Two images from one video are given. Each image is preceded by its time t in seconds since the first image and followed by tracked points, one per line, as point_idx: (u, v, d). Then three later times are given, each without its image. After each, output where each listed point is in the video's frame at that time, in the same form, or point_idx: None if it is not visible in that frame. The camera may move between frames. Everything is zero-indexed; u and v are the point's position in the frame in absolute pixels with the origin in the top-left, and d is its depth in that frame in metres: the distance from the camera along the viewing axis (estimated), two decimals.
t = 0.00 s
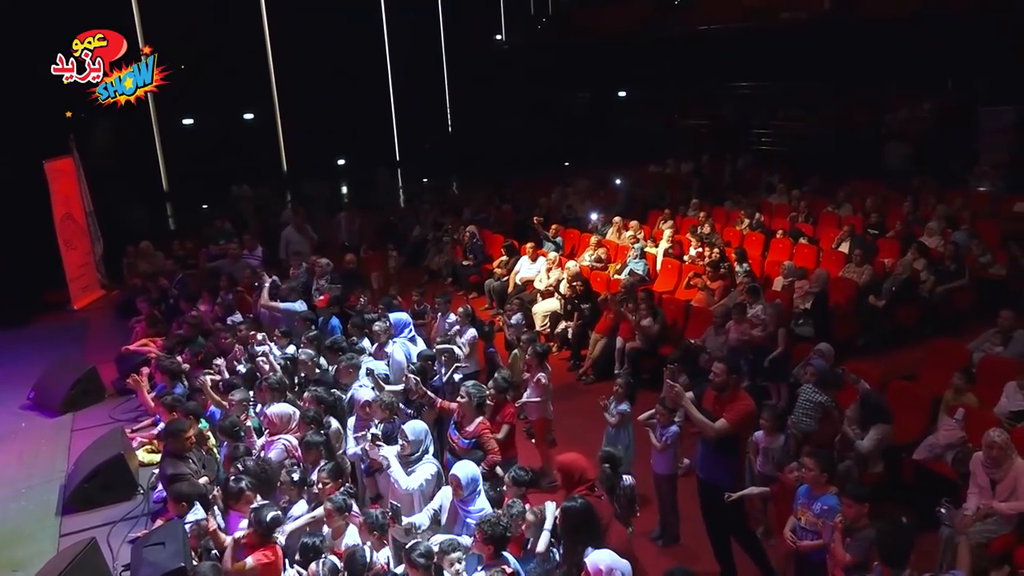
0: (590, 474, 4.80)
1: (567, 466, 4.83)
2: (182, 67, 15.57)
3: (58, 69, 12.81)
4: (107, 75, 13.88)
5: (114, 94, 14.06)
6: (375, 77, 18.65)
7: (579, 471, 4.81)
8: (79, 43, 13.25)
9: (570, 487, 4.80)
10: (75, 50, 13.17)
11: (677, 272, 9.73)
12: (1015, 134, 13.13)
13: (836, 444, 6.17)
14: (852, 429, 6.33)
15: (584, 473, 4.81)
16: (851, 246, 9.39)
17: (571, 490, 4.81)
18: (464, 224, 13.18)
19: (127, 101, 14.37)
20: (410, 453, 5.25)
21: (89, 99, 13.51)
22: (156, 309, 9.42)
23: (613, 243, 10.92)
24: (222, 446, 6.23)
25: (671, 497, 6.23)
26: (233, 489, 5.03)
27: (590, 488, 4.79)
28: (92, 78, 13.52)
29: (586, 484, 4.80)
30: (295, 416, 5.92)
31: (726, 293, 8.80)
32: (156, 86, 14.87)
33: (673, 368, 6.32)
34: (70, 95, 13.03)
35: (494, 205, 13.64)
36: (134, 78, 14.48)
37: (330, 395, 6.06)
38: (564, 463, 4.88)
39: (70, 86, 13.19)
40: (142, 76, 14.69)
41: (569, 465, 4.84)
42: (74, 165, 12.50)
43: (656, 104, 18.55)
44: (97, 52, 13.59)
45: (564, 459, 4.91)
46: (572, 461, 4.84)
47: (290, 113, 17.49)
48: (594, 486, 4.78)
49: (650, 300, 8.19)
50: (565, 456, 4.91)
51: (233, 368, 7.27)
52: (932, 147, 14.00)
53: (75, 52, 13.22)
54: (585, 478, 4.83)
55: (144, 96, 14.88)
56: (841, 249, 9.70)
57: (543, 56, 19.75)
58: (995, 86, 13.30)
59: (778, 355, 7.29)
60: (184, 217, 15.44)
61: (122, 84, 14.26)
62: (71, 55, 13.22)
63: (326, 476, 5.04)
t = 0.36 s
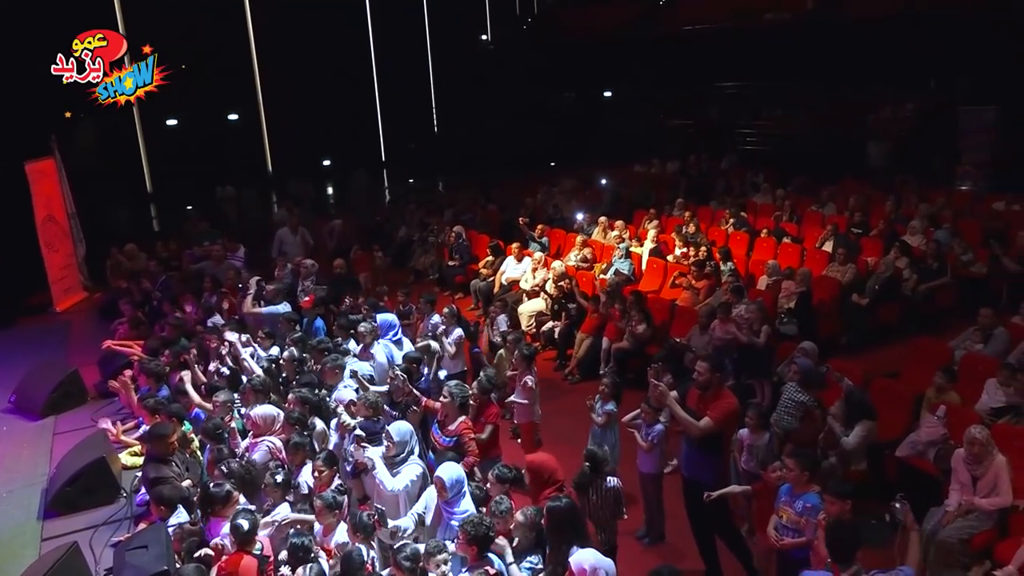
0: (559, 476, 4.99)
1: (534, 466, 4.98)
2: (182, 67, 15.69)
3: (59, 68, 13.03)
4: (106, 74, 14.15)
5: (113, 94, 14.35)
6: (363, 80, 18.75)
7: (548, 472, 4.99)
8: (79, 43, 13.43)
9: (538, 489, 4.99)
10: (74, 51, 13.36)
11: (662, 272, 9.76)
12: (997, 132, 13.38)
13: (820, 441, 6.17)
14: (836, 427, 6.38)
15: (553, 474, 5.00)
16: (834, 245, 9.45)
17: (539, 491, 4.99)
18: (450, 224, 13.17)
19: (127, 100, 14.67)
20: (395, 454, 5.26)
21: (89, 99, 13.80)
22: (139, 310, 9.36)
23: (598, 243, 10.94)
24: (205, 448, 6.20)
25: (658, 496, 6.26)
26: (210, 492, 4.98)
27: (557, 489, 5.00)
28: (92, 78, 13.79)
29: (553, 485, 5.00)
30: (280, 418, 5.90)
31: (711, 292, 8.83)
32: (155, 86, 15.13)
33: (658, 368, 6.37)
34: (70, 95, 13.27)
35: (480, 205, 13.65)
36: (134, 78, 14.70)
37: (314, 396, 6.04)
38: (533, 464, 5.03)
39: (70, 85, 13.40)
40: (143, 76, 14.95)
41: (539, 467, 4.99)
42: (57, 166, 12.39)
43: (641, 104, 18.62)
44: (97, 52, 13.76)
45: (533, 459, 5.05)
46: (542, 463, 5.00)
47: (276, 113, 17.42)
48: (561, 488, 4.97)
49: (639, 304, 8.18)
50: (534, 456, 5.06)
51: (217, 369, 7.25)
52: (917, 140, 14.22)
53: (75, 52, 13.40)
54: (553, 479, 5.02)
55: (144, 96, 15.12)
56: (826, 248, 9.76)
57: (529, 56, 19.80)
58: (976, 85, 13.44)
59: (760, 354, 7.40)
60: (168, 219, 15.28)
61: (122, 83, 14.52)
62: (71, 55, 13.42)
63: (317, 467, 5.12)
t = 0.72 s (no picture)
0: (526, 472, 4.97)
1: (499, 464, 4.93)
2: (183, 66, 15.87)
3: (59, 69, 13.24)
4: (107, 75, 14.39)
5: (113, 94, 14.54)
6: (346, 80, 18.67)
7: (515, 469, 4.96)
8: (79, 43, 13.72)
9: (506, 486, 4.93)
10: (75, 51, 13.63)
11: (647, 273, 9.79)
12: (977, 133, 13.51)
13: (805, 439, 6.36)
14: (821, 427, 6.44)
15: (520, 469, 4.97)
16: (818, 245, 9.52)
17: (508, 488, 4.94)
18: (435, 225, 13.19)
19: (127, 100, 14.90)
20: (379, 456, 5.29)
21: (90, 99, 14.02)
22: (121, 313, 9.30)
23: (583, 244, 10.96)
24: (188, 452, 6.16)
25: (642, 497, 6.27)
26: (201, 493, 4.89)
27: (525, 485, 4.97)
28: (93, 79, 14.06)
29: (521, 481, 4.97)
30: (263, 420, 5.89)
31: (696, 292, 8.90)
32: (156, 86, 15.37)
33: (642, 370, 6.54)
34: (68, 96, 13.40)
35: (466, 207, 13.66)
36: (134, 78, 14.99)
37: (299, 398, 6.02)
38: (499, 462, 4.99)
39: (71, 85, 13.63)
40: (143, 76, 15.19)
41: (506, 464, 4.95)
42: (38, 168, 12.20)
43: (626, 105, 18.70)
44: (97, 52, 14.02)
45: (500, 456, 5.02)
46: (508, 460, 4.97)
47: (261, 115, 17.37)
48: (529, 483, 4.96)
49: (621, 302, 8.14)
50: (501, 454, 5.02)
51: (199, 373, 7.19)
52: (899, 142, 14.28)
53: (75, 52, 13.67)
54: (521, 475, 4.99)
55: (144, 96, 15.36)
56: (810, 249, 9.83)
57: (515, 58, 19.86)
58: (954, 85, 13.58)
59: (745, 354, 7.41)
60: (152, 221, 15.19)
61: (123, 84, 14.76)
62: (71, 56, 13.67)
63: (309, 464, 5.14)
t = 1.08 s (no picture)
0: (494, 465, 5.00)
1: (470, 461, 4.95)
2: (184, 66, 15.90)
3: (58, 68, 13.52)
4: (107, 75, 14.51)
5: (113, 94, 14.68)
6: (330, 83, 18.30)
7: (483, 465, 4.98)
8: (79, 43, 13.96)
9: (476, 483, 4.96)
10: (75, 51, 13.90)
11: (632, 274, 9.82)
12: (962, 135, 13.41)
13: (789, 439, 6.41)
14: (806, 428, 6.48)
15: (488, 464, 5.00)
16: (801, 246, 9.58)
17: (477, 484, 4.98)
18: (422, 226, 13.21)
19: (127, 101, 14.99)
20: (364, 459, 5.27)
21: (89, 99, 14.18)
22: (104, 317, 9.26)
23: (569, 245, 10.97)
24: (172, 456, 6.13)
25: (627, 498, 6.28)
26: (185, 494, 4.88)
27: (494, 479, 5.02)
28: (92, 78, 14.20)
29: (490, 476, 5.01)
30: (247, 424, 5.86)
31: (682, 293, 8.96)
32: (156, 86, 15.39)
33: (629, 371, 6.60)
34: (68, 96, 13.75)
35: (452, 208, 13.67)
36: (134, 78, 15.05)
37: (284, 402, 6.00)
38: (466, 459, 4.99)
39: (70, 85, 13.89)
40: (143, 76, 15.24)
41: (474, 461, 4.95)
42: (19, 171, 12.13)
43: (612, 107, 18.77)
44: (97, 52, 14.22)
45: (466, 454, 5.01)
46: (476, 457, 4.98)
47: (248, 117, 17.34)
48: (498, 475, 5.02)
49: (600, 300, 8.16)
50: (467, 451, 5.02)
51: (183, 377, 7.16)
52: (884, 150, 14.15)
53: (75, 52, 13.94)
54: (489, 469, 5.02)
55: (145, 96, 15.42)
56: (794, 249, 9.90)
57: (503, 60, 19.90)
58: (938, 88, 13.56)
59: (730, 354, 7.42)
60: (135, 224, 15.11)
61: (123, 83, 14.84)
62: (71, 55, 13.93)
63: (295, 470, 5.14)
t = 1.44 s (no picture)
0: (466, 469, 5.00)
1: (444, 464, 4.95)
2: (185, 66, 16.09)
3: (59, 69, 13.75)
4: (107, 75, 14.92)
5: (114, 94, 15.06)
6: (316, 84, 18.14)
7: (455, 470, 4.98)
8: (79, 43, 14.17)
9: (449, 488, 4.96)
10: (75, 51, 14.12)
11: (617, 275, 9.86)
12: (943, 136, 13.63)
13: (773, 439, 6.43)
14: (790, 427, 6.53)
15: (459, 469, 4.99)
16: (785, 247, 9.66)
17: (450, 489, 4.98)
18: (407, 228, 13.22)
19: (127, 100, 15.35)
20: (349, 462, 5.22)
21: (89, 99, 14.61)
22: (86, 320, 9.23)
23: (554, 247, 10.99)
24: (155, 460, 6.10)
25: (612, 500, 6.29)
26: (171, 497, 4.83)
27: (466, 483, 5.02)
28: (92, 79, 14.64)
29: (462, 480, 5.01)
30: (230, 427, 5.82)
31: (666, 294, 8.99)
32: (156, 86, 15.70)
33: (613, 372, 6.59)
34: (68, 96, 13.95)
35: (438, 209, 13.69)
36: (134, 78, 15.40)
37: (268, 405, 5.97)
38: (437, 466, 4.98)
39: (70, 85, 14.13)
40: (143, 76, 15.56)
41: (445, 466, 4.95)
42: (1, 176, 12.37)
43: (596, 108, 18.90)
44: (97, 52, 14.52)
45: (438, 459, 5.00)
46: (446, 462, 4.97)
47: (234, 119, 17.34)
48: (472, 479, 5.02)
49: (583, 302, 8.17)
50: (438, 458, 5.01)
51: (167, 380, 7.15)
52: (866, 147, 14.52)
53: (76, 52, 14.13)
54: (461, 474, 5.02)
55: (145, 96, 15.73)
56: (777, 250, 9.99)
57: (490, 61, 19.97)
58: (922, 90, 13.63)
59: (714, 355, 7.48)
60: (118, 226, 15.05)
61: (123, 84, 15.25)
62: (72, 55, 14.12)
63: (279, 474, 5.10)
